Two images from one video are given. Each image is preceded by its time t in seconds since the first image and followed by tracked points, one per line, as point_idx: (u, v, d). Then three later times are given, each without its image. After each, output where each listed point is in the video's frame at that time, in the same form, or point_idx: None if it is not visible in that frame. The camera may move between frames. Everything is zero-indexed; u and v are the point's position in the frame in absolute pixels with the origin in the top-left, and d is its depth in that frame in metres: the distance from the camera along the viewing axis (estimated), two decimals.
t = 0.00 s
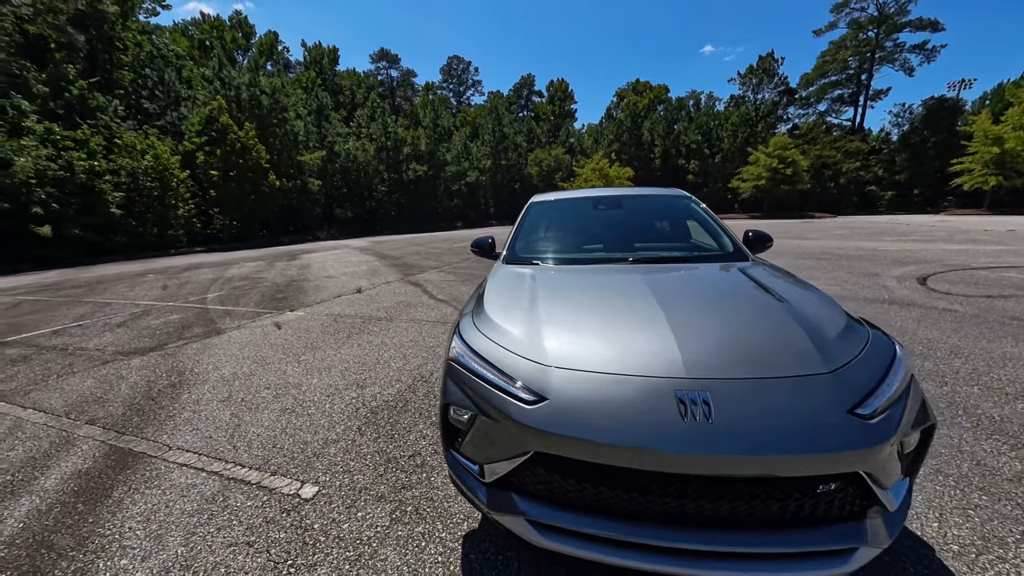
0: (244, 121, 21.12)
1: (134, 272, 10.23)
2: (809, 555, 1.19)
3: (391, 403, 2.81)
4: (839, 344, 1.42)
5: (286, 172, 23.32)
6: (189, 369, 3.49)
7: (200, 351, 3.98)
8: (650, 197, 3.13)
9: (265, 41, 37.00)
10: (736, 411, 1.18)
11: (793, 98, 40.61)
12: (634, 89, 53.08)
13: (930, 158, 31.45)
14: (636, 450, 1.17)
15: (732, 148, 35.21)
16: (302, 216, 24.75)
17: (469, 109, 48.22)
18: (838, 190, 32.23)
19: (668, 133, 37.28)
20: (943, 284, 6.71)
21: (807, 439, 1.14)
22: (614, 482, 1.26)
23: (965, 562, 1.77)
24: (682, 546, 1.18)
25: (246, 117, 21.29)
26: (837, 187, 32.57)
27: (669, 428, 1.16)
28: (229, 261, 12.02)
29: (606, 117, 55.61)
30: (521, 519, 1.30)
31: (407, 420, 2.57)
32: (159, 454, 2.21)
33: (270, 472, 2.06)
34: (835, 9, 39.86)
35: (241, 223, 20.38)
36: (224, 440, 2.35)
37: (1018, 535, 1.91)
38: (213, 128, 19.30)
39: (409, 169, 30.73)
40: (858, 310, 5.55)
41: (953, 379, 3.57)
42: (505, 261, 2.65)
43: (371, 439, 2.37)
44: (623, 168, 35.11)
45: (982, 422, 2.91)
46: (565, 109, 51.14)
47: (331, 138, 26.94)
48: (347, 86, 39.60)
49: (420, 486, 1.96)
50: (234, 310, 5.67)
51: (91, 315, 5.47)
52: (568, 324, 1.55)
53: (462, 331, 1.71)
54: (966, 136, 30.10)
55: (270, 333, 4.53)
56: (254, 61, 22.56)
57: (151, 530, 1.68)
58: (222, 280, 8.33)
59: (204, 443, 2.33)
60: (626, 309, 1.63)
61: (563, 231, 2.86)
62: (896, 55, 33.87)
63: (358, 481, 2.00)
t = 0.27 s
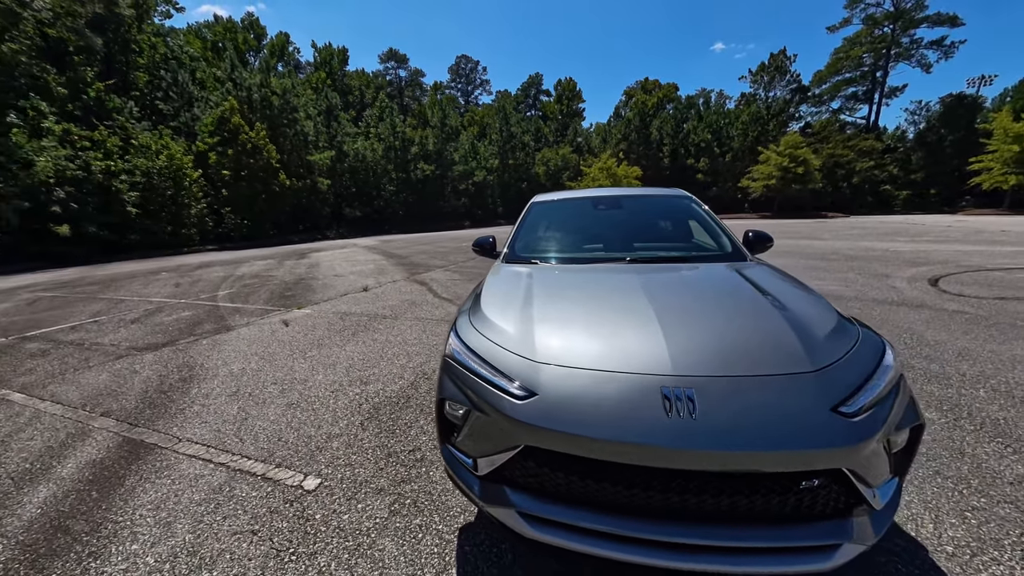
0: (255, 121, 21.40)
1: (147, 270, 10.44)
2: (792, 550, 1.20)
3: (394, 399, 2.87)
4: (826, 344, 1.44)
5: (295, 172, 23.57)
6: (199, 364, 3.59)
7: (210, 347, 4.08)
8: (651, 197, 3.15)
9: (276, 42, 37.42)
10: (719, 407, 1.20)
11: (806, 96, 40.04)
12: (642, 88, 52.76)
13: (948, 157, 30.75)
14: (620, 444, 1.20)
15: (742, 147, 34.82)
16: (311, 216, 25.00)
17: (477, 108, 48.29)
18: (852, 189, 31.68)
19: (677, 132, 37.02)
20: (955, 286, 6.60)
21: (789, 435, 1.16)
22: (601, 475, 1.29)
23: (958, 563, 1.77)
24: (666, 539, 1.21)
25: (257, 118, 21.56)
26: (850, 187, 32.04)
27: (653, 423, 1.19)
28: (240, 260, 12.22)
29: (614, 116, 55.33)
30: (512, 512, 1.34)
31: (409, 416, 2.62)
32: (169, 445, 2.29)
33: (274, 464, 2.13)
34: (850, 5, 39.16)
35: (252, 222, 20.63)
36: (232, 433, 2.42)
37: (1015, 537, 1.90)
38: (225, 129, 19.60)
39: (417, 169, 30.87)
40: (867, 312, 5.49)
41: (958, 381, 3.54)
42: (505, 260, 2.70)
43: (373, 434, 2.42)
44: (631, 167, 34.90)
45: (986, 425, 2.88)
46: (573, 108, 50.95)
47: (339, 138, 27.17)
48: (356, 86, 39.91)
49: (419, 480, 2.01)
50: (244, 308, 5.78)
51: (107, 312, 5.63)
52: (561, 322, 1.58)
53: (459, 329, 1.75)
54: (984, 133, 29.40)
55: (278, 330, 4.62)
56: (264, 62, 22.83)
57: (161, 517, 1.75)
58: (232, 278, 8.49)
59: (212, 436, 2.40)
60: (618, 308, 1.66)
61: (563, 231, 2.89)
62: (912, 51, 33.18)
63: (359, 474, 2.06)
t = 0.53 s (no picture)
0: (266, 122, 21.68)
1: (161, 267, 10.66)
2: (779, 547, 1.20)
3: (396, 395, 2.92)
4: (817, 344, 1.45)
5: (304, 171, 23.82)
6: (209, 360, 3.68)
7: (219, 343, 4.17)
8: (652, 198, 3.17)
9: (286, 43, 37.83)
10: (705, 405, 1.22)
11: (818, 94, 39.48)
12: (651, 87, 52.45)
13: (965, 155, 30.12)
14: (607, 439, 1.22)
15: (752, 146, 34.46)
16: (320, 215, 25.24)
17: (485, 108, 48.39)
18: (864, 188, 31.20)
19: (685, 131, 36.80)
20: (966, 288, 6.49)
21: (773, 431, 1.17)
22: (591, 471, 1.31)
23: (954, 566, 1.75)
24: (653, 532, 1.22)
25: (267, 118, 21.83)
26: (862, 186, 31.56)
27: (641, 419, 1.21)
28: (250, 258, 12.40)
29: (622, 115, 55.07)
30: (505, 505, 1.37)
31: (411, 412, 2.67)
32: (178, 438, 2.36)
33: (279, 458, 2.18)
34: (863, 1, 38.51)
35: (262, 221, 20.89)
36: (238, 427, 2.49)
37: (1014, 541, 1.88)
38: (236, 129, 19.90)
39: (425, 169, 31.02)
40: (874, 314, 5.43)
41: (965, 384, 3.49)
42: (506, 259, 2.73)
43: (375, 429, 2.47)
44: (639, 167, 34.72)
45: (992, 429, 2.85)
46: (581, 107, 50.79)
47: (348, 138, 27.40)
48: (365, 86, 40.21)
49: (418, 475, 2.05)
50: (252, 305, 5.88)
51: (121, 308, 5.77)
52: (555, 321, 1.61)
53: (457, 327, 1.79)
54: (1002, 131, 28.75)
55: (285, 328, 4.70)
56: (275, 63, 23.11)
57: (170, 506, 1.81)
58: (242, 276, 8.63)
59: (219, 429, 2.47)
60: (613, 308, 1.68)
61: (564, 230, 2.92)
62: (928, 48, 32.54)
63: (361, 468, 2.11)
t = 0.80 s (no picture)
0: (275, 122, 21.90)
1: (172, 265, 10.83)
2: (775, 547, 1.21)
3: (400, 393, 2.96)
4: (816, 345, 1.45)
5: (313, 171, 24.02)
6: (218, 357, 3.75)
7: (229, 340, 4.24)
8: (656, 198, 3.17)
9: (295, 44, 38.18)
10: (701, 404, 1.23)
11: (829, 91, 38.93)
12: (659, 85, 52.15)
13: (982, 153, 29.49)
14: (604, 437, 1.24)
15: (762, 144, 34.10)
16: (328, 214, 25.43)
17: (492, 107, 48.44)
18: (877, 188, 30.70)
19: (693, 130, 36.55)
20: (980, 290, 6.38)
21: (770, 430, 1.17)
22: (588, 468, 1.32)
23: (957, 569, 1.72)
24: (649, 530, 1.24)
25: (277, 118, 22.05)
26: (875, 185, 31.07)
27: (638, 418, 1.22)
28: (260, 257, 12.55)
29: (630, 114, 54.79)
30: (504, 502, 1.39)
31: (414, 409, 2.71)
32: (188, 433, 2.41)
33: (285, 453, 2.23)
34: None
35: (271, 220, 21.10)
36: (246, 423, 2.54)
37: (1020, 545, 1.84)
38: (247, 130, 20.15)
39: (431, 168, 31.13)
40: (884, 316, 5.36)
41: (975, 388, 3.44)
42: (509, 258, 2.76)
43: (379, 426, 2.51)
44: (646, 166, 34.53)
45: (1003, 433, 2.79)
46: (588, 106, 50.62)
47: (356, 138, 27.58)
48: (373, 86, 40.45)
49: (421, 471, 2.08)
50: (261, 303, 5.97)
51: (133, 306, 5.88)
52: (555, 321, 1.63)
53: (459, 325, 1.82)
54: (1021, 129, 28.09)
55: (293, 325, 4.77)
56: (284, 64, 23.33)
57: (179, 499, 1.85)
58: (251, 274, 8.75)
59: (228, 424, 2.52)
60: (613, 308, 1.69)
61: (568, 230, 2.93)
62: (944, 44, 31.90)
63: (364, 464, 2.14)
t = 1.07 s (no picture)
0: (284, 122, 22.09)
1: (183, 264, 10.97)
2: (779, 548, 1.21)
3: (407, 390, 2.99)
4: (822, 345, 1.44)
5: (321, 171, 24.19)
6: (229, 354, 3.81)
7: (239, 337, 4.30)
8: (662, 197, 3.17)
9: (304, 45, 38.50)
10: (705, 402, 1.24)
11: (841, 89, 38.39)
12: (667, 84, 51.83)
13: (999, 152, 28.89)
14: (608, 435, 1.25)
15: (772, 143, 33.74)
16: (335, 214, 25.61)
17: (499, 107, 48.49)
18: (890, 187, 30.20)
19: (702, 129, 36.30)
20: (994, 292, 6.27)
21: (774, 429, 1.17)
22: (591, 466, 1.33)
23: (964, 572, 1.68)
24: (652, 528, 1.25)
25: (286, 119, 22.24)
26: (888, 185, 30.59)
27: (641, 416, 1.24)
28: (268, 256, 12.69)
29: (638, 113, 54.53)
30: (510, 499, 1.41)
31: (421, 406, 2.73)
32: (200, 427, 2.47)
33: (293, 449, 2.26)
34: None
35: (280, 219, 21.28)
36: (256, 418, 2.58)
37: None
38: (257, 130, 20.39)
39: (438, 168, 31.22)
40: (895, 318, 5.30)
41: (988, 392, 3.38)
42: (515, 258, 2.78)
43: (386, 423, 2.54)
44: (654, 166, 34.33)
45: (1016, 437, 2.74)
46: (595, 105, 50.45)
47: (363, 137, 27.73)
48: (380, 87, 40.70)
49: (427, 468, 2.11)
50: (271, 301, 6.04)
51: (146, 303, 5.98)
52: (561, 319, 1.64)
53: (465, 323, 1.84)
54: None
55: (301, 323, 4.83)
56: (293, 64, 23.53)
57: (192, 492, 1.90)
58: (260, 273, 8.85)
59: (239, 419, 2.57)
60: (618, 307, 1.70)
61: (573, 230, 2.95)
62: (960, 40, 31.27)
63: (371, 460, 2.17)
